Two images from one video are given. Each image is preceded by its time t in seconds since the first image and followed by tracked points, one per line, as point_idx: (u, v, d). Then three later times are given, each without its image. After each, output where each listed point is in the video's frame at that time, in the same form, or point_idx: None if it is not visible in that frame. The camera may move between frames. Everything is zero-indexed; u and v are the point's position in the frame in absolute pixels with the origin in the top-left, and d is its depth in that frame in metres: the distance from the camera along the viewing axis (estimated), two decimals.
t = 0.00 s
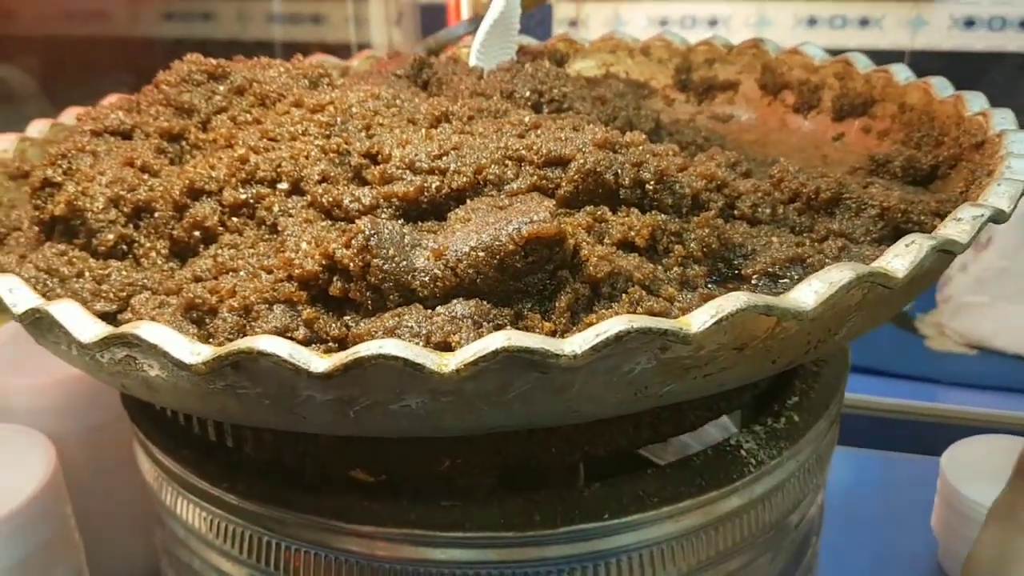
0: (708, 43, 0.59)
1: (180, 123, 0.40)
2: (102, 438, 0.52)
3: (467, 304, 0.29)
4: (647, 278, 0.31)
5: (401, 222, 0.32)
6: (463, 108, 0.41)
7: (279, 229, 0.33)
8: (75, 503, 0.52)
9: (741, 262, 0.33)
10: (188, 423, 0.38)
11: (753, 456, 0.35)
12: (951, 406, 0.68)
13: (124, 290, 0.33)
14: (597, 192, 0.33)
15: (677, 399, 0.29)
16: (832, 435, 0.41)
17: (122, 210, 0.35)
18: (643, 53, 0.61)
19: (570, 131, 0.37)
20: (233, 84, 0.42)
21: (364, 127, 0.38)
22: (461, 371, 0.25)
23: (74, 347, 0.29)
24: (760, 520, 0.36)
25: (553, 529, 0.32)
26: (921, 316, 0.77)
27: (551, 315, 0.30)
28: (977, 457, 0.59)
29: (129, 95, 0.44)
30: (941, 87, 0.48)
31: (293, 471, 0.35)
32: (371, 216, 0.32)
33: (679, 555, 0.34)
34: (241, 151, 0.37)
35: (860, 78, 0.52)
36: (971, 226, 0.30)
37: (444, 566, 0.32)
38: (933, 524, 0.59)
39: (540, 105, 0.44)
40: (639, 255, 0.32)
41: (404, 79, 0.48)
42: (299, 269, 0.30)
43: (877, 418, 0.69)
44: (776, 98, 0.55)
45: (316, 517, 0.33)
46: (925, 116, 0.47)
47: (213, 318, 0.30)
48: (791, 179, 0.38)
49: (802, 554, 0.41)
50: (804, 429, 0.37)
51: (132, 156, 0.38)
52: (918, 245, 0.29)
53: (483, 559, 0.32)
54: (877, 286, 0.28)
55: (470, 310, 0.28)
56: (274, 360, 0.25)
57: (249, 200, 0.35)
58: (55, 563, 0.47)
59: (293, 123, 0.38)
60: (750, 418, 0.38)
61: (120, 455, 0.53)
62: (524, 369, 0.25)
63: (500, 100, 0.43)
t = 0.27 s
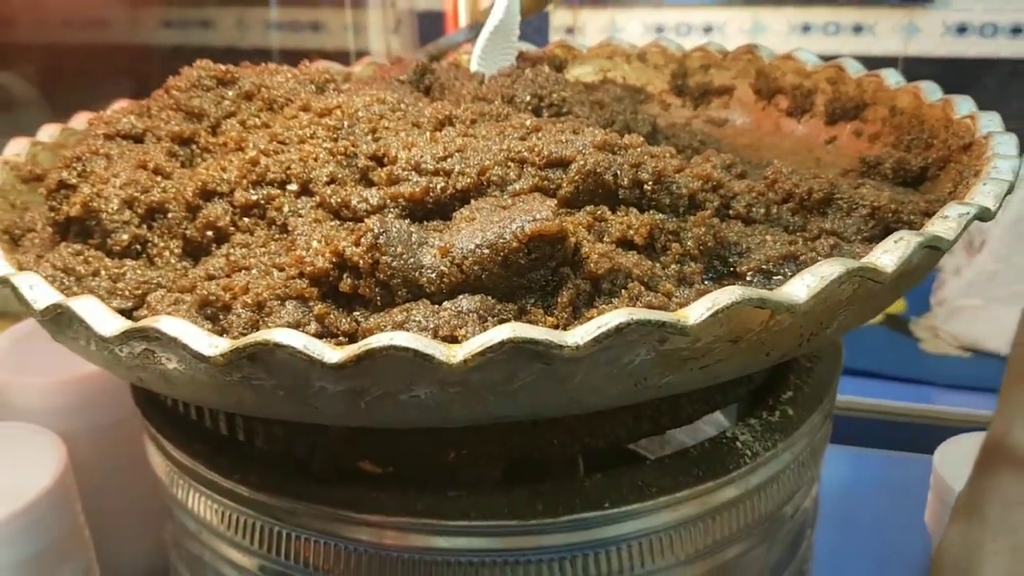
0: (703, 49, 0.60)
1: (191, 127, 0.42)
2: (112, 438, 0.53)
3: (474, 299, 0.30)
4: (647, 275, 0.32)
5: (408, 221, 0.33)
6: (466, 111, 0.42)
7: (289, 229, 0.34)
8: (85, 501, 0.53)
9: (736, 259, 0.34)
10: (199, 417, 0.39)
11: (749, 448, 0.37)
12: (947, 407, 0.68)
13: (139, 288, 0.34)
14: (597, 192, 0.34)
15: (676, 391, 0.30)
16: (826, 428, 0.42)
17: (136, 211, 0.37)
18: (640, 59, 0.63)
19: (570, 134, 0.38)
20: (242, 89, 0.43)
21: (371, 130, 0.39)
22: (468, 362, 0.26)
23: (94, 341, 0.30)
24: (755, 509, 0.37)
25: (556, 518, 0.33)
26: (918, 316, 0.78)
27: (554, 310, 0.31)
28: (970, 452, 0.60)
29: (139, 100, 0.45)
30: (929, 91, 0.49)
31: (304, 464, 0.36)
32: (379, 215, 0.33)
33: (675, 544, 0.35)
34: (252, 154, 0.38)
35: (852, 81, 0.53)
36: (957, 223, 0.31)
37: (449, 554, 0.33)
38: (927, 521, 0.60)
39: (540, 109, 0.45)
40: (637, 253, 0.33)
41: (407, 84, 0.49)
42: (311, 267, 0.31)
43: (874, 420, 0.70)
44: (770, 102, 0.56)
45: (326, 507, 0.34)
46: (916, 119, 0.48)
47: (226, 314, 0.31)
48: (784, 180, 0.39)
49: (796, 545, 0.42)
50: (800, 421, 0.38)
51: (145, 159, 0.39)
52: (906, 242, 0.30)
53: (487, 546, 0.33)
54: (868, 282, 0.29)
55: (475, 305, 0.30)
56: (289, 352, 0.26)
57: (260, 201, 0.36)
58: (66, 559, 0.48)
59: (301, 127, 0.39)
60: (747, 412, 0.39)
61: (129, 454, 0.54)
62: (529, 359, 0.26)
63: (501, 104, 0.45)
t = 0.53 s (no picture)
0: (697, 61, 0.62)
1: (205, 135, 0.44)
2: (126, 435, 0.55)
3: (474, 292, 0.32)
4: (639, 271, 0.34)
5: (413, 222, 0.35)
6: (467, 119, 0.44)
7: (300, 230, 0.36)
8: (100, 498, 0.55)
9: (724, 257, 0.36)
10: (213, 410, 0.41)
11: (738, 438, 0.38)
12: (945, 416, 0.71)
13: (158, 286, 0.35)
14: (592, 194, 0.36)
15: (666, 379, 0.32)
16: (815, 420, 0.44)
17: (154, 213, 0.38)
18: (637, 71, 0.65)
19: (567, 140, 0.40)
20: (254, 99, 0.45)
21: (377, 137, 0.41)
22: (469, 349, 0.28)
23: (118, 333, 0.32)
24: (744, 496, 0.39)
25: (553, 502, 0.35)
26: (914, 329, 0.85)
27: (551, 304, 0.32)
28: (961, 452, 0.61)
29: (154, 110, 0.47)
30: (913, 99, 0.51)
31: (313, 454, 0.37)
32: (385, 216, 0.35)
33: (667, 530, 0.37)
34: (264, 160, 0.40)
35: (839, 91, 0.55)
36: (931, 221, 0.33)
37: (451, 537, 0.35)
38: (919, 520, 0.61)
39: (539, 118, 0.47)
40: (630, 251, 0.35)
41: (411, 95, 0.51)
42: (321, 264, 0.33)
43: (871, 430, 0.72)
44: (762, 112, 0.58)
45: (335, 493, 0.36)
46: (900, 127, 0.50)
47: (241, 309, 0.33)
48: (771, 184, 0.41)
49: (786, 534, 0.43)
50: (788, 413, 0.40)
51: (162, 165, 0.41)
52: (881, 238, 0.32)
53: (487, 530, 0.35)
54: (845, 275, 0.31)
55: (476, 299, 0.31)
56: (302, 340, 0.28)
57: (272, 204, 0.38)
58: (83, 553, 0.50)
59: (311, 134, 0.41)
60: (737, 404, 0.41)
61: (143, 451, 0.55)
62: (526, 346, 0.28)
63: (501, 113, 0.47)
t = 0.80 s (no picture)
0: (687, 75, 0.65)
1: (220, 146, 0.46)
2: (141, 431, 0.57)
3: (472, 289, 0.34)
4: (624, 270, 0.36)
5: (416, 225, 0.38)
6: (467, 130, 0.47)
7: (310, 233, 0.39)
8: (116, 492, 0.58)
9: (705, 258, 0.39)
10: (228, 404, 0.43)
11: (719, 428, 0.41)
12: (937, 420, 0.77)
13: (178, 285, 0.38)
14: (582, 199, 0.39)
15: (650, 369, 0.35)
16: (794, 413, 0.46)
17: (174, 219, 0.41)
18: (629, 84, 0.68)
19: (560, 149, 0.43)
20: (266, 112, 0.48)
21: (382, 147, 0.44)
22: (467, 339, 0.30)
23: (144, 327, 0.34)
24: (726, 483, 0.41)
25: (545, 487, 0.37)
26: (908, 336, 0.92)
27: (543, 300, 0.35)
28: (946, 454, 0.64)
29: (172, 123, 0.50)
30: (890, 111, 0.54)
31: (322, 443, 0.40)
32: (390, 219, 0.38)
33: (652, 514, 0.39)
34: (277, 169, 0.42)
35: (821, 103, 0.58)
36: (896, 222, 0.35)
37: (450, 519, 0.38)
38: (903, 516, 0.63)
39: (535, 129, 0.50)
40: (617, 252, 0.37)
41: (413, 108, 0.54)
42: (331, 264, 0.36)
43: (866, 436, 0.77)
44: (748, 123, 0.61)
45: (342, 479, 0.38)
46: (877, 137, 0.53)
47: (257, 306, 0.36)
48: (752, 191, 0.44)
49: (768, 522, 0.46)
50: (767, 404, 0.43)
51: (181, 173, 0.44)
52: (846, 238, 0.34)
53: (483, 512, 0.37)
54: (812, 272, 0.33)
55: (474, 295, 0.34)
56: (315, 331, 0.31)
57: (284, 210, 0.40)
58: (98, 544, 0.53)
59: (320, 145, 0.44)
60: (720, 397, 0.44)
61: (157, 446, 0.58)
62: (520, 337, 0.31)
63: (499, 125, 0.50)
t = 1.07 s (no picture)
0: (677, 85, 0.68)
1: (228, 152, 0.49)
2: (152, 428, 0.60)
3: (465, 285, 0.37)
4: (610, 268, 0.38)
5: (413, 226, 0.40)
6: (463, 138, 0.49)
7: (314, 234, 0.41)
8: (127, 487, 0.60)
9: (687, 257, 0.41)
10: (236, 397, 0.46)
11: (701, 419, 0.43)
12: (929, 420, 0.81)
13: (189, 283, 0.40)
14: (571, 202, 0.41)
15: (633, 361, 0.37)
16: (774, 407, 0.48)
17: (185, 221, 0.43)
18: (622, 93, 0.70)
19: (550, 154, 0.45)
20: (272, 120, 0.51)
21: (382, 153, 0.46)
22: (460, 330, 0.32)
23: (158, 321, 0.37)
24: (707, 472, 0.43)
25: (536, 473, 0.40)
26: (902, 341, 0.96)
27: (533, 296, 0.37)
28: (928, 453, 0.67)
29: (181, 130, 0.53)
30: (869, 118, 0.56)
31: (324, 433, 0.42)
32: (388, 221, 0.40)
33: (636, 500, 0.41)
34: (282, 174, 0.45)
35: (804, 111, 0.60)
36: (863, 223, 0.37)
37: (445, 504, 0.40)
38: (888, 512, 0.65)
39: (529, 136, 0.52)
40: (603, 251, 0.39)
41: (413, 116, 0.57)
42: (333, 262, 0.38)
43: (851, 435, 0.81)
44: (736, 130, 0.63)
45: (344, 466, 0.40)
46: (857, 143, 0.55)
47: (263, 302, 0.38)
48: (733, 195, 0.46)
49: (750, 512, 0.48)
50: (747, 397, 0.45)
51: (191, 178, 0.46)
52: (815, 237, 0.36)
53: (476, 497, 0.40)
54: (782, 269, 0.35)
55: (467, 291, 0.36)
56: (317, 323, 0.33)
57: (289, 212, 0.43)
58: (108, 536, 0.54)
59: (323, 151, 0.47)
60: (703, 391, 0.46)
61: (165, 443, 0.61)
62: (508, 329, 0.33)
63: (494, 131, 0.52)
